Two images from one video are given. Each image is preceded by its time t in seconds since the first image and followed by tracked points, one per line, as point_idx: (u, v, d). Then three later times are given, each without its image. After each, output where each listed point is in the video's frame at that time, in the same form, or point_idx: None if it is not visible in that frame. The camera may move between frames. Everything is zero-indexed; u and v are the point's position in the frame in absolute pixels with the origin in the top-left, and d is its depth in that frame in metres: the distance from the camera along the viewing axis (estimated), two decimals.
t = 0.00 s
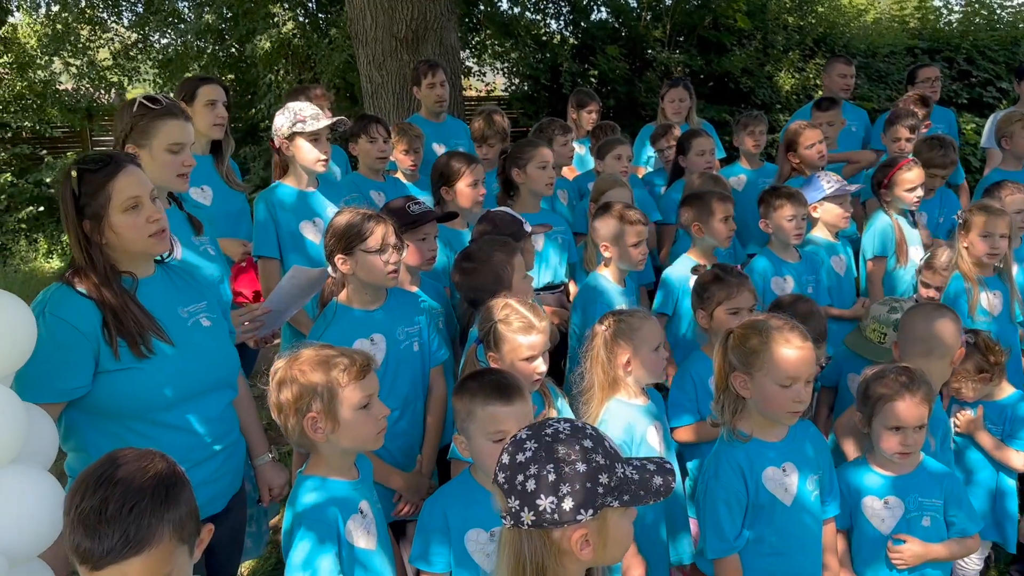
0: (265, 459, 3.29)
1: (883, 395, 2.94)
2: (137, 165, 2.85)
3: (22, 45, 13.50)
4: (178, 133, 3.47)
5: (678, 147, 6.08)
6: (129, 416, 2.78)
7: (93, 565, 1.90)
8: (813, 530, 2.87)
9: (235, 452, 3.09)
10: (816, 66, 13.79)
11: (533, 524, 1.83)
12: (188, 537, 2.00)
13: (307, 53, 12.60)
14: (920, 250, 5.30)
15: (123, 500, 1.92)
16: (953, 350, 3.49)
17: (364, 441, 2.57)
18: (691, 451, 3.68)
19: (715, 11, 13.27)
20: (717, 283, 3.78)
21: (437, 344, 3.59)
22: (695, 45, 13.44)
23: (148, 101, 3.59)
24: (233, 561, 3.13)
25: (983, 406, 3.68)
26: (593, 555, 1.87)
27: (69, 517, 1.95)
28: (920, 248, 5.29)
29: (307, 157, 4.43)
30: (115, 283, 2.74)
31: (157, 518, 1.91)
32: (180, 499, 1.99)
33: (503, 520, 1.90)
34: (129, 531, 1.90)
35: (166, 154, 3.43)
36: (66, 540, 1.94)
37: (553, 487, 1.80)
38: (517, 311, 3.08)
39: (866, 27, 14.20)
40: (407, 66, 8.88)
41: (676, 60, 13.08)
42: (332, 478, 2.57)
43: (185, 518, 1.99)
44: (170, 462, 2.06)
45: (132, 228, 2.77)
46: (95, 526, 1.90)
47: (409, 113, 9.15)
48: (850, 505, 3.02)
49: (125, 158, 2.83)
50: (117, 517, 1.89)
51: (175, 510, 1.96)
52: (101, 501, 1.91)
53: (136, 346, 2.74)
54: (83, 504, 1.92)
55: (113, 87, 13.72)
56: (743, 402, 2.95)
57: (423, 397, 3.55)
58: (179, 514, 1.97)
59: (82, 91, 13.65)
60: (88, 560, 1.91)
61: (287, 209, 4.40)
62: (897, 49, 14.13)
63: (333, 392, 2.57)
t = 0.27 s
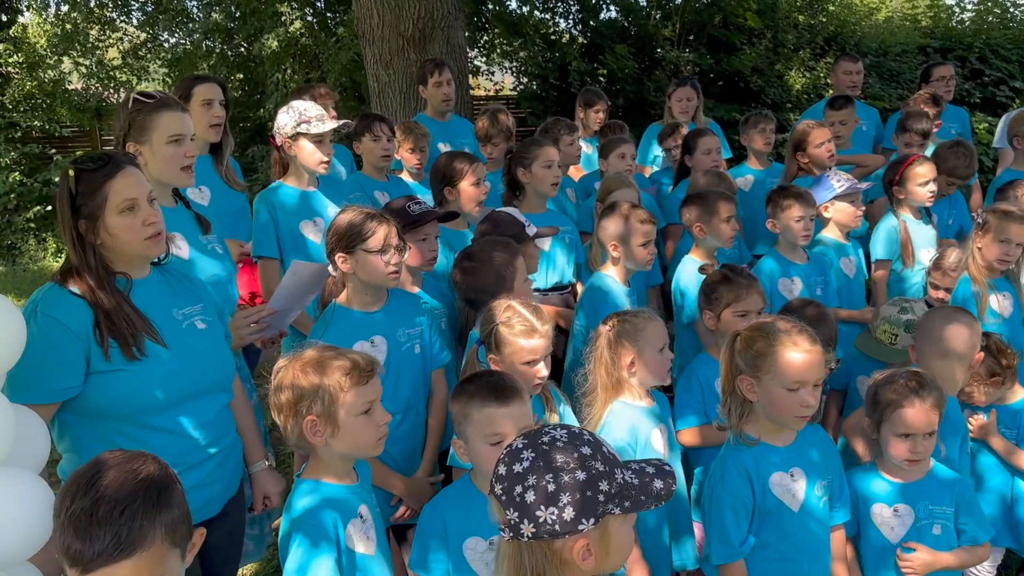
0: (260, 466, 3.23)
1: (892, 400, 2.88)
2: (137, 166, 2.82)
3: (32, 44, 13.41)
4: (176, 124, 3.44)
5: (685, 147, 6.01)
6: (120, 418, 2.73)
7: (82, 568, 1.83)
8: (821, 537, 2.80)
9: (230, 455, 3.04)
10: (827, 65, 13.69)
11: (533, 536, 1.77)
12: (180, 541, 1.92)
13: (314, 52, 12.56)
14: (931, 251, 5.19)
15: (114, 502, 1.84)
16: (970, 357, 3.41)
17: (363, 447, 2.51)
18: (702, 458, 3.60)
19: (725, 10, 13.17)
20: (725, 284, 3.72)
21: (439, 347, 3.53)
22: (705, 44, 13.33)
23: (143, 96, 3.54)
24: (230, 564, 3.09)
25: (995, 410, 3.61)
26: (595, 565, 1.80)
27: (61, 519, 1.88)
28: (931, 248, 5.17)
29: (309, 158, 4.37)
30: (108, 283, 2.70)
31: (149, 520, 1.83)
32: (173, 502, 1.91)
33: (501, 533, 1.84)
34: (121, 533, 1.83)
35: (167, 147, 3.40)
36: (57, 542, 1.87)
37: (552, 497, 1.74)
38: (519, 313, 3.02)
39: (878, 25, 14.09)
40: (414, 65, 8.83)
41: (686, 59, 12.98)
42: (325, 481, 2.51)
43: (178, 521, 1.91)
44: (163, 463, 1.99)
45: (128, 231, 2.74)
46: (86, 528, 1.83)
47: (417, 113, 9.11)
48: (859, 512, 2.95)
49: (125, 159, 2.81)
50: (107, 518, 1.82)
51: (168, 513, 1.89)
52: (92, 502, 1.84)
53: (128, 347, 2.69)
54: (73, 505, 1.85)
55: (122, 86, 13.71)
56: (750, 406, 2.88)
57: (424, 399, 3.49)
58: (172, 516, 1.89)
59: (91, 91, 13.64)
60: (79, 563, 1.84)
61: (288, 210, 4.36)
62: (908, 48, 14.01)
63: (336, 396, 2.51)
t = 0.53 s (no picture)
0: (260, 465, 3.21)
1: (897, 402, 2.83)
2: (138, 164, 2.80)
3: (41, 44, 13.32)
4: (177, 121, 3.40)
5: (691, 145, 5.96)
6: (117, 418, 2.71)
7: (72, 566, 1.77)
8: (826, 541, 2.75)
9: (229, 455, 3.01)
10: (836, 63, 13.61)
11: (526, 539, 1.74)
12: (172, 539, 1.87)
13: (321, 51, 12.55)
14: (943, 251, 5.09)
15: (104, 499, 1.79)
16: (981, 357, 3.36)
17: (360, 448, 2.48)
18: (706, 460, 3.56)
19: (734, 8, 13.10)
20: (731, 282, 3.68)
21: (440, 347, 3.50)
22: (713, 43, 13.27)
23: (144, 93, 3.47)
24: (230, 564, 3.07)
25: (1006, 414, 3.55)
26: (590, 565, 1.77)
27: (50, 515, 1.83)
28: (942, 249, 5.07)
29: (311, 156, 4.34)
30: (106, 282, 2.68)
31: (139, 517, 1.78)
32: (165, 500, 1.85)
33: (494, 537, 1.80)
34: (111, 531, 1.77)
35: (168, 143, 3.37)
36: (45, 539, 1.82)
37: (542, 497, 1.70)
38: (518, 313, 2.97)
39: (888, 24, 14.03)
40: (420, 63, 8.80)
41: (694, 57, 12.92)
42: (319, 479, 2.47)
43: (169, 519, 1.85)
44: (155, 460, 1.94)
45: (126, 230, 2.71)
46: (75, 525, 1.78)
47: (423, 111, 9.08)
48: (864, 516, 2.91)
49: (125, 157, 2.78)
50: (97, 514, 1.77)
51: (160, 511, 1.83)
52: (82, 499, 1.79)
53: (125, 346, 2.66)
54: (62, 503, 1.80)
55: (130, 85, 13.68)
56: (754, 406, 2.83)
57: (425, 399, 3.45)
58: (163, 514, 1.83)
59: (100, 91, 13.66)
60: (68, 561, 1.79)
61: (291, 208, 4.34)
62: (919, 46, 13.92)
63: (336, 398, 2.48)
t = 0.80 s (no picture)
0: (260, 466, 3.13)
1: (901, 407, 2.80)
2: (136, 165, 2.77)
3: (49, 44, 13.25)
4: (183, 125, 3.30)
5: (695, 145, 5.91)
6: (116, 420, 2.68)
7: (56, 570, 1.74)
8: (827, 548, 2.71)
9: (229, 457, 2.99)
10: (845, 63, 13.53)
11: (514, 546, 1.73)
12: (158, 545, 1.84)
13: (327, 51, 12.56)
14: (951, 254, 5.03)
15: (90, 503, 1.76)
16: (985, 351, 3.30)
17: (352, 453, 2.45)
18: (705, 463, 3.53)
19: (742, 8, 13.01)
20: (735, 284, 3.64)
21: (439, 349, 3.48)
22: (721, 42, 13.20)
23: (152, 93, 3.36)
24: (228, 566, 3.04)
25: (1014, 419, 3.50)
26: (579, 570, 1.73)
27: (35, 518, 1.80)
28: (950, 251, 5.01)
29: (311, 157, 4.32)
30: (105, 284, 2.65)
31: (126, 521, 1.75)
32: (152, 505, 1.83)
33: (482, 546, 1.78)
34: (96, 535, 1.75)
35: (169, 148, 3.27)
36: (30, 543, 1.79)
37: (527, 502, 1.69)
38: (516, 315, 2.94)
39: (897, 23, 13.95)
40: (425, 63, 8.77)
41: (702, 57, 12.86)
42: (310, 482, 2.45)
43: (156, 524, 1.83)
44: (142, 465, 1.91)
45: (125, 231, 2.69)
46: (60, 529, 1.75)
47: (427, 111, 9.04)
48: (865, 522, 2.87)
49: (124, 158, 2.76)
50: (82, 518, 1.74)
51: (146, 515, 1.81)
52: (67, 502, 1.76)
53: (124, 348, 2.64)
54: (47, 506, 1.77)
55: (137, 85, 13.65)
56: (755, 410, 2.79)
57: (423, 402, 3.43)
58: (150, 519, 1.81)
59: (107, 91, 13.68)
60: (51, 565, 1.76)
61: (292, 210, 4.32)
62: (928, 46, 13.84)
63: (329, 402, 2.45)
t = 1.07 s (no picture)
0: (255, 469, 3.10)
1: (899, 412, 2.77)
2: (137, 166, 2.75)
3: (57, 45, 13.26)
4: (186, 127, 3.27)
5: (698, 146, 5.88)
6: (116, 421, 2.66)
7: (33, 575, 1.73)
8: (824, 554, 2.69)
9: (227, 460, 2.94)
10: (852, 62, 13.46)
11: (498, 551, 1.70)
12: (140, 549, 1.82)
13: (332, 51, 12.59)
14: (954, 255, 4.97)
15: (67, 507, 1.75)
16: (982, 353, 3.27)
17: (337, 458, 2.43)
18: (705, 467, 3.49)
19: (749, 7, 12.95)
20: (735, 286, 3.61)
21: (436, 351, 3.46)
22: (728, 42, 13.15)
23: (157, 95, 3.34)
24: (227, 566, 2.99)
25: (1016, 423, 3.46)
26: None
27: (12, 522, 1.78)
28: (953, 253, 4.95)
29: (310, 158, 4.31)
30: (106, 285, 2.63)
31: (104, 526, 1.74)
32: (132, 509, 1.81)
33: (467, 552, 1.76)
34: (73, 539, 1.73)
35: (171, 150, 3.25)
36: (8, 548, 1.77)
37: (511, 506, 1.67)
38: (511, 317, 2.92)
39: (904, 22, 13.89)
40: (429, 63, 8.75)
41: (708, 57, 12.80)
42: (299, 486, 2.43)
43: (136, 528, 1.81)
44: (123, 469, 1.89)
45: (125, 233, 2.66)
46: (37, 534, 1.73)
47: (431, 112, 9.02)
48: (864, 527, 2.84)
49: (125, 159, 2.74)
50: (60, 522, 1.73)
51: (125, 519, 1.79)
52: (45, 507, 1.74)
53: (124, 349, 2.62)
54: (24, 511, 1.75)
55: (144, 85, 13.64)
56: (751, 413, 2.76)
57: (420, 404, 3.41)
58: (130, 523, 1.79)
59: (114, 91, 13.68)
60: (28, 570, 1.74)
61: (292, 210, 4.32)
62: (936, 45, 13.77)
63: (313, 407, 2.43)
